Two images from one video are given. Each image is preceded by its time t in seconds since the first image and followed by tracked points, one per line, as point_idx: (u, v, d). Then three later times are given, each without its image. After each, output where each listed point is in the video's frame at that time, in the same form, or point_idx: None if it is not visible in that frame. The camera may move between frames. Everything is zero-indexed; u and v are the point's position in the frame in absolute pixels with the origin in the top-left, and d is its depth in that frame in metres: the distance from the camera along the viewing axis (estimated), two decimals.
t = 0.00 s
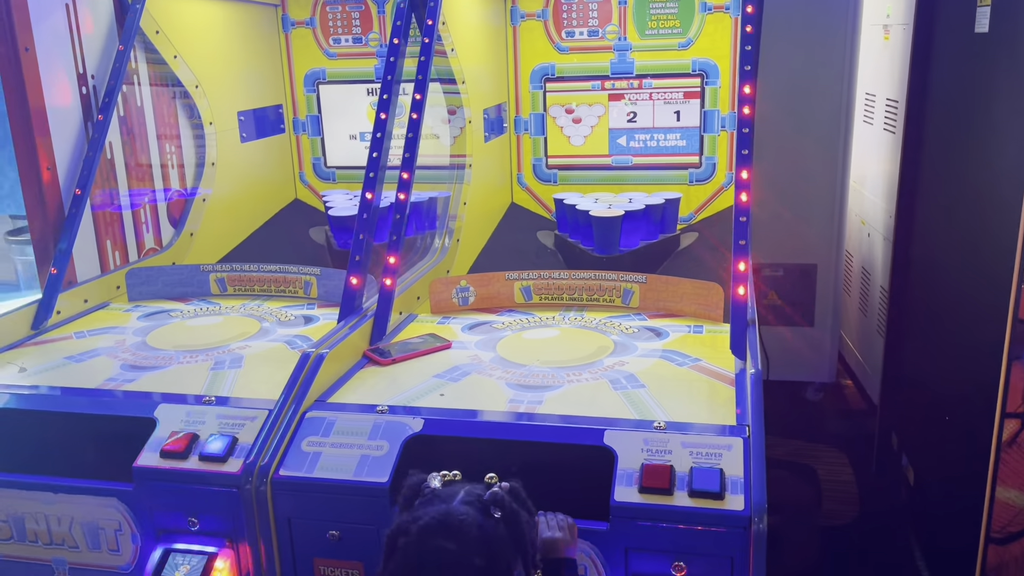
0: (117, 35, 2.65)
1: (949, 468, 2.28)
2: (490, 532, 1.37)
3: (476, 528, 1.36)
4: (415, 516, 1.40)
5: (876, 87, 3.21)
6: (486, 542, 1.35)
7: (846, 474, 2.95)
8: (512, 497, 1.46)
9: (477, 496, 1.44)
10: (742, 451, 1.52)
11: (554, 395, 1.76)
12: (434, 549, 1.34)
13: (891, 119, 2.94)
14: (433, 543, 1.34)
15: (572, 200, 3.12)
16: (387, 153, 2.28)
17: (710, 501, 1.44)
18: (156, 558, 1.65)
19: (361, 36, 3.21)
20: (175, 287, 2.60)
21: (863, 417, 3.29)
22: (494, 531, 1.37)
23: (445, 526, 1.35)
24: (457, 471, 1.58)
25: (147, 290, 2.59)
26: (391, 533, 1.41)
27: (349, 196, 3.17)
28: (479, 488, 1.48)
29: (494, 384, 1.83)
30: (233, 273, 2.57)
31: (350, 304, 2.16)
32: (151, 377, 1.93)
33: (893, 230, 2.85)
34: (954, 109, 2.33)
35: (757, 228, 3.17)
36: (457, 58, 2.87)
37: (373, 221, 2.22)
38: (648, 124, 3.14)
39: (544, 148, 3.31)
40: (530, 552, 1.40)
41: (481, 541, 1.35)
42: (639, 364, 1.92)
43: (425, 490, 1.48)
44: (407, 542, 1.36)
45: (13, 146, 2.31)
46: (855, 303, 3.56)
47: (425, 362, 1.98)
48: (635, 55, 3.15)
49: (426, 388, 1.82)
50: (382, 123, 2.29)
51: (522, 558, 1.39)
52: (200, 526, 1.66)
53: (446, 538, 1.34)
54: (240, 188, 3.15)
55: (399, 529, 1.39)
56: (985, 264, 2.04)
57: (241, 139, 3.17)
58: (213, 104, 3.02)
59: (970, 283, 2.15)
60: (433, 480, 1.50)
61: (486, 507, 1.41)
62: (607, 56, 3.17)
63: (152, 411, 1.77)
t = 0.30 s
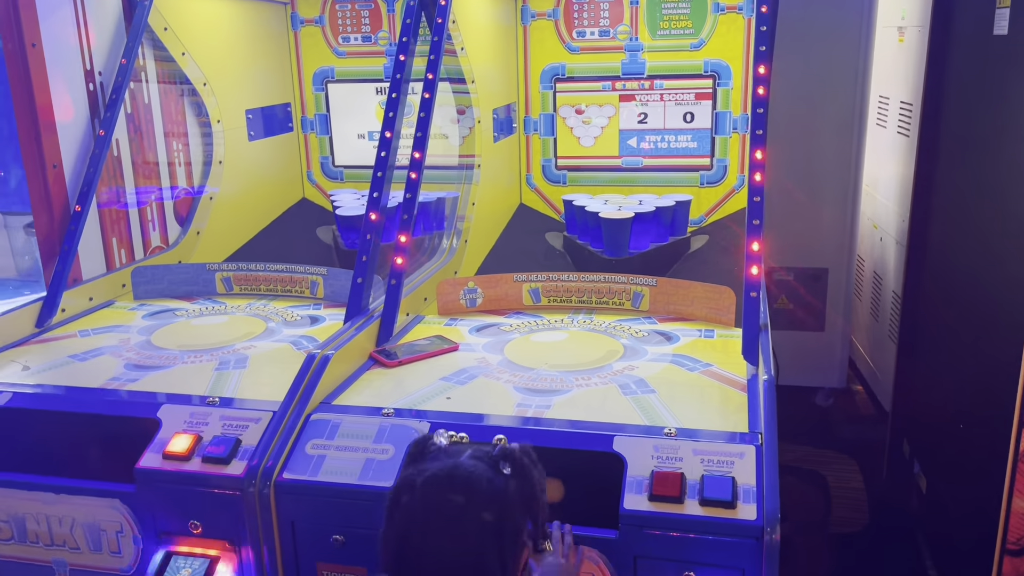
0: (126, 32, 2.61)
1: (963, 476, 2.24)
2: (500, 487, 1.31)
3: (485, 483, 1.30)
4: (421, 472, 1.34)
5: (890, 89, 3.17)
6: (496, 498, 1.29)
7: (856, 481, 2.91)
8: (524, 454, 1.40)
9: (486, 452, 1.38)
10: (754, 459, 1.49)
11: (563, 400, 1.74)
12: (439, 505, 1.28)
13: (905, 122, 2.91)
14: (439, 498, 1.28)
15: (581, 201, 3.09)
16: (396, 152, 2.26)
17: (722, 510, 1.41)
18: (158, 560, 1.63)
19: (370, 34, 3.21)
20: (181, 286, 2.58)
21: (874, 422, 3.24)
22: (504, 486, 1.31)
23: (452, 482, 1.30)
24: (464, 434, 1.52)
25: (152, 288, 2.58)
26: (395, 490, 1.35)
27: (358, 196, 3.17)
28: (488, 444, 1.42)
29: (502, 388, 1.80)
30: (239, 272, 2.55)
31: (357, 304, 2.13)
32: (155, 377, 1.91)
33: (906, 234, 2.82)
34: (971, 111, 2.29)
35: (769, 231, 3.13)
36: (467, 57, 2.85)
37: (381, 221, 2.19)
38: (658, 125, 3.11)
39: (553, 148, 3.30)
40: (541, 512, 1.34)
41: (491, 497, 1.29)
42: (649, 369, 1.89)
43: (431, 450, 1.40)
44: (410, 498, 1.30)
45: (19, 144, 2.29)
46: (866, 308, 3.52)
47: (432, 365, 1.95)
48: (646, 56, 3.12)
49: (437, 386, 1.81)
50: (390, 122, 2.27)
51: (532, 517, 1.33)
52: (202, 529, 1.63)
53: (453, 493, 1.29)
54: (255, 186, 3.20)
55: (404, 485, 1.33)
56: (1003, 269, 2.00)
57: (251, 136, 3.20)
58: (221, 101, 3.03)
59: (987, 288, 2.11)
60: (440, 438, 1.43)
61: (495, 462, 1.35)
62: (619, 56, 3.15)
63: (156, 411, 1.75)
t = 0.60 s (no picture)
0: (132, 30, 2.59)
1: (980, 488, 2.18)
2: (523, 443, 1.29)
3: (509, 434, 1.29)
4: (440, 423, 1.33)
5: (906, 91, 3.12)
6: (519, 452, 1.27)
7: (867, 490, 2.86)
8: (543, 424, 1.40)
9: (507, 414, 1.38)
10: (765, 472, 1.44)
11: (569, 407, 1.70)
12: (462, 449, 1.26)
13: (921, 125, 2.85)
14: (460, 446, 1.27)
15: (590, 203, 3.06)
16: (402, 152, 2.22)
17: (731, 524, 1.37)
18: (154, 566, 1.60)
19: (379, 33, 3.26)
20: (184, 286, 2.55)
21: (888, 429, 3.18)
22: (527, 443, 1.30)
23: (475, 428, 1.30)
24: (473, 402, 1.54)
25: (156, 289, 2.54)
26: (412, 440, 1.34)
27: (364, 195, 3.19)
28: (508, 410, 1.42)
29: (507, 394, 1.77)
30: (244, 272, 2.52)
31: (359, 306, 2.10)
32: (155, 380, 1.89)
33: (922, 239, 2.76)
34: (990, 114, 2.24)
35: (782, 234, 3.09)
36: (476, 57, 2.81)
37: (385, 223, 2.15)
38: (669, 127, 3.09)
39: (562, 150, 3.28)
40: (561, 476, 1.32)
41: (515, 452, 1.28)
42: (657, 376, 1.84)
43: (447, 405, 1.42)
44: (430, 446, 1.29)
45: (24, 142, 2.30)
46: (880, 313, 3.47)
47: (436, 369, 1.92)
48: (658, 56, 3.08)
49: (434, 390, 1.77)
50: (397, 122, 2.23)
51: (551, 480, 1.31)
52: (199, 535, 1.60)
53: (474, 441, 1.28)
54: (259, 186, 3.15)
55: (423, 434, 1.32)
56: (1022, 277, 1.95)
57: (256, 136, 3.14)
58: (228, 101, 2.98)
59: (1005, 294, 2.05)
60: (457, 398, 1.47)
61: (519, 422, 1.35)
62: (630, 57, 3.10)
63: (154, 414, 1.72)
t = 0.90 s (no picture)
0: (132, 27, 2.55)
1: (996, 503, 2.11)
2: (509, 456, 1.22)
3: (496, 450, 1.21)
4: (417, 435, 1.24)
5: (922, 93, 3.05)
6: (505, 466, 1.21)
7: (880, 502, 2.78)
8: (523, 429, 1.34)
9: (485, 420, 1.30)
10: (769, 489, 1.38)
11: (567, 418, 1.64)
12: (444, 469, 1.17)
13: (938, 128, 2.77)
14: (444, 464, 1.18)
15: (597, 206, 3.00)
16: (402, 153, 2.18)
17: (733, 544, 1.31)
18: None
19: (385, 33, 3.10)
20: (183, 288, 2.52)
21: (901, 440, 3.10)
22: (514, 456, 1.23)
23: (456, 445, 1.20)
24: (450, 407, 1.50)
25: (154, 291, 2.51)
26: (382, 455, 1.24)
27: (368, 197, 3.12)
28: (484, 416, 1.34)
29: (505, 404, 1.72)
30: (243, 275, 2.48)
31: (358, 311, 2.06)
32: (146, 385, 1.85)
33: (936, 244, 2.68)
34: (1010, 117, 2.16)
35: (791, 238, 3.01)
36: (480, 57, 2.77)
37: (385, 225, 2.10)
38: (679, 129, 3.02)
39: (570, 151, 3.20)
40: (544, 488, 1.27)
41: (500, 467, 1.20)
42: (660, 387, 1.79)
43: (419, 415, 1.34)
44: (407, 465, 1.19)
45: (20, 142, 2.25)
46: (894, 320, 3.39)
47: (434, 377, 1.87)
48: (667, 57, 3.02)
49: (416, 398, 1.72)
50: (397, 123, 2.19)
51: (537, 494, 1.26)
52: (186, 547, 1.56)
53: (459, 458, 1.19)
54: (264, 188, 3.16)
55: (397, 450, 1.23)
56: None
57: (260, 136, 3.16)
58: (232, 102, 2.91)
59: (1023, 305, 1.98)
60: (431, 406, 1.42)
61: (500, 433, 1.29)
62: (640, 57, 3.04)
63: (142, 422, 1.68)
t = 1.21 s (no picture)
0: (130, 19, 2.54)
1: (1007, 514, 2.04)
2: (445, 447, 1.16)
3: (429, 441, 1.16)
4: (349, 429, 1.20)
5: (938, 90, 2.96)
6: (439, 459, 1.14)
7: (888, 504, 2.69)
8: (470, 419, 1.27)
9: (426, 410, 1.25)
10: (767, 501, 1.33)
11: (561, 424, 1.59)
12: (373, 464, 1.12)
13: (955, 126, 2.68)
14: (372, 457, 1.13)
15: (603, 205, 2.95)
16: (398, 150, 2.13)
17: (728, 559, 1.26)
18: None
19: (390, 28, 3.15)
20: (179, 287, 2.49)
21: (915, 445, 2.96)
22: (450, 447, 1.17)
23: (387, 437, 1.15)
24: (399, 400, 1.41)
25: (150, 289, 2.48)
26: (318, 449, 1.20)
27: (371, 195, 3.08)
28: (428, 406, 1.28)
29: (498, 408, 1.67)
30: (240, 274, 2.45)
31: (352, 311, 2.03)
32: (135, 386, 1.81)
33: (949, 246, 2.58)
34: None
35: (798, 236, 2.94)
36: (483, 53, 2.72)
37: (380, 224, 2.07)
38: (687, 127, 2.96)
39: (576, 149, 3.15)
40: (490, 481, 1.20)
41: (434, 459, 1.14)
42: (659, 392, 1.73)
43: (359, 405, 1.28)
44: (338, 460, 1.14)
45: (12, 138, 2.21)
46: (908, 322, 3.32)
47: (427, 379, 1.82)
48: (676, 53, 2.94)
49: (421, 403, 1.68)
50: (393, 120, 2.13)
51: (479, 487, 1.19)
52: (169, 553, 1.53)
53: (389, 451, 1.14)
54: (264, 184, 3.09)
55: (330, 444, 1.18)
56: None
57: (263, 133, 3.09)
58: (233, 99, 2.92)
59: None
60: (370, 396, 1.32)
61: (441, 422, 1.22)
62: (648, 53, 2.98)
63: (127, 424, 1.64)
